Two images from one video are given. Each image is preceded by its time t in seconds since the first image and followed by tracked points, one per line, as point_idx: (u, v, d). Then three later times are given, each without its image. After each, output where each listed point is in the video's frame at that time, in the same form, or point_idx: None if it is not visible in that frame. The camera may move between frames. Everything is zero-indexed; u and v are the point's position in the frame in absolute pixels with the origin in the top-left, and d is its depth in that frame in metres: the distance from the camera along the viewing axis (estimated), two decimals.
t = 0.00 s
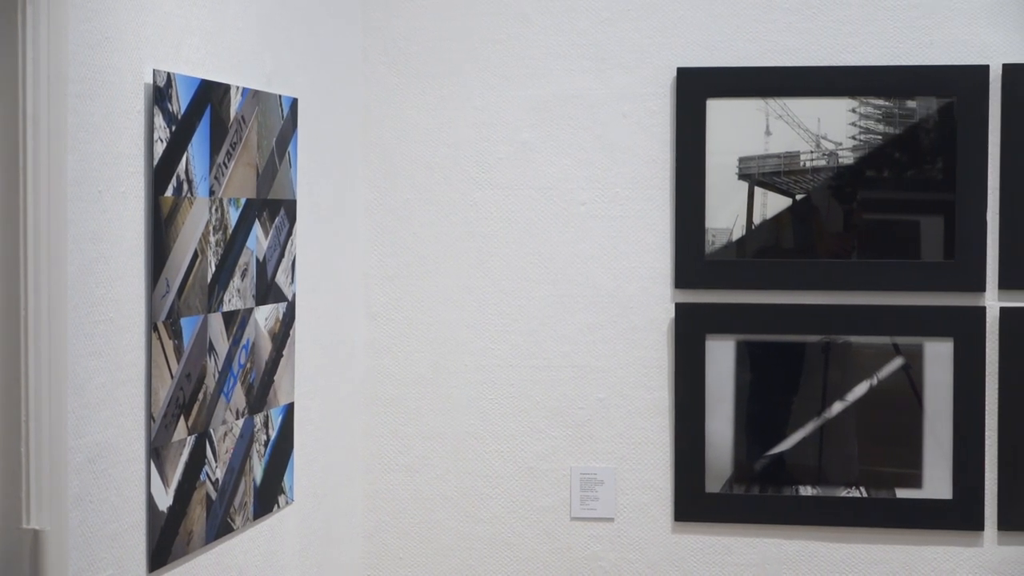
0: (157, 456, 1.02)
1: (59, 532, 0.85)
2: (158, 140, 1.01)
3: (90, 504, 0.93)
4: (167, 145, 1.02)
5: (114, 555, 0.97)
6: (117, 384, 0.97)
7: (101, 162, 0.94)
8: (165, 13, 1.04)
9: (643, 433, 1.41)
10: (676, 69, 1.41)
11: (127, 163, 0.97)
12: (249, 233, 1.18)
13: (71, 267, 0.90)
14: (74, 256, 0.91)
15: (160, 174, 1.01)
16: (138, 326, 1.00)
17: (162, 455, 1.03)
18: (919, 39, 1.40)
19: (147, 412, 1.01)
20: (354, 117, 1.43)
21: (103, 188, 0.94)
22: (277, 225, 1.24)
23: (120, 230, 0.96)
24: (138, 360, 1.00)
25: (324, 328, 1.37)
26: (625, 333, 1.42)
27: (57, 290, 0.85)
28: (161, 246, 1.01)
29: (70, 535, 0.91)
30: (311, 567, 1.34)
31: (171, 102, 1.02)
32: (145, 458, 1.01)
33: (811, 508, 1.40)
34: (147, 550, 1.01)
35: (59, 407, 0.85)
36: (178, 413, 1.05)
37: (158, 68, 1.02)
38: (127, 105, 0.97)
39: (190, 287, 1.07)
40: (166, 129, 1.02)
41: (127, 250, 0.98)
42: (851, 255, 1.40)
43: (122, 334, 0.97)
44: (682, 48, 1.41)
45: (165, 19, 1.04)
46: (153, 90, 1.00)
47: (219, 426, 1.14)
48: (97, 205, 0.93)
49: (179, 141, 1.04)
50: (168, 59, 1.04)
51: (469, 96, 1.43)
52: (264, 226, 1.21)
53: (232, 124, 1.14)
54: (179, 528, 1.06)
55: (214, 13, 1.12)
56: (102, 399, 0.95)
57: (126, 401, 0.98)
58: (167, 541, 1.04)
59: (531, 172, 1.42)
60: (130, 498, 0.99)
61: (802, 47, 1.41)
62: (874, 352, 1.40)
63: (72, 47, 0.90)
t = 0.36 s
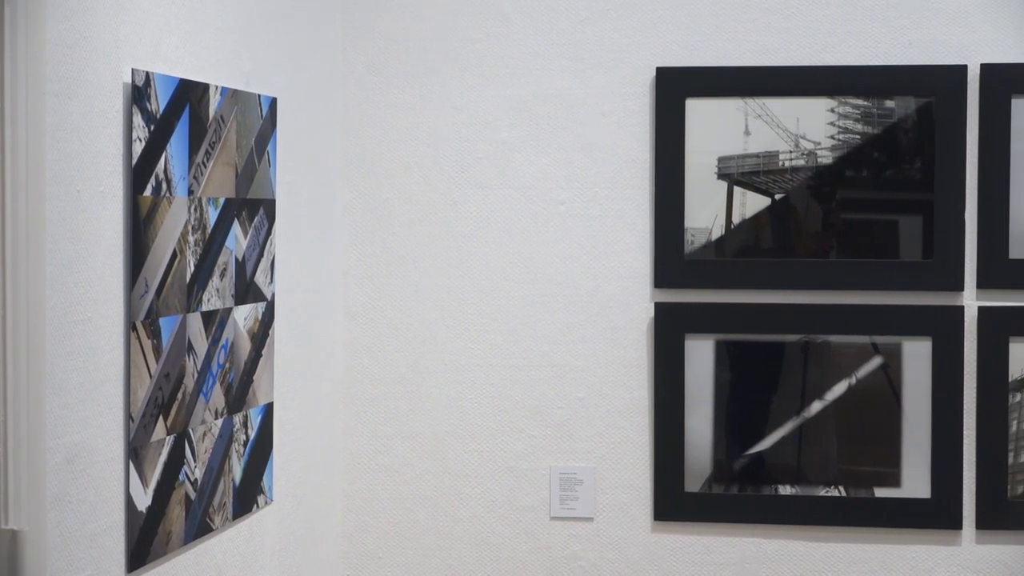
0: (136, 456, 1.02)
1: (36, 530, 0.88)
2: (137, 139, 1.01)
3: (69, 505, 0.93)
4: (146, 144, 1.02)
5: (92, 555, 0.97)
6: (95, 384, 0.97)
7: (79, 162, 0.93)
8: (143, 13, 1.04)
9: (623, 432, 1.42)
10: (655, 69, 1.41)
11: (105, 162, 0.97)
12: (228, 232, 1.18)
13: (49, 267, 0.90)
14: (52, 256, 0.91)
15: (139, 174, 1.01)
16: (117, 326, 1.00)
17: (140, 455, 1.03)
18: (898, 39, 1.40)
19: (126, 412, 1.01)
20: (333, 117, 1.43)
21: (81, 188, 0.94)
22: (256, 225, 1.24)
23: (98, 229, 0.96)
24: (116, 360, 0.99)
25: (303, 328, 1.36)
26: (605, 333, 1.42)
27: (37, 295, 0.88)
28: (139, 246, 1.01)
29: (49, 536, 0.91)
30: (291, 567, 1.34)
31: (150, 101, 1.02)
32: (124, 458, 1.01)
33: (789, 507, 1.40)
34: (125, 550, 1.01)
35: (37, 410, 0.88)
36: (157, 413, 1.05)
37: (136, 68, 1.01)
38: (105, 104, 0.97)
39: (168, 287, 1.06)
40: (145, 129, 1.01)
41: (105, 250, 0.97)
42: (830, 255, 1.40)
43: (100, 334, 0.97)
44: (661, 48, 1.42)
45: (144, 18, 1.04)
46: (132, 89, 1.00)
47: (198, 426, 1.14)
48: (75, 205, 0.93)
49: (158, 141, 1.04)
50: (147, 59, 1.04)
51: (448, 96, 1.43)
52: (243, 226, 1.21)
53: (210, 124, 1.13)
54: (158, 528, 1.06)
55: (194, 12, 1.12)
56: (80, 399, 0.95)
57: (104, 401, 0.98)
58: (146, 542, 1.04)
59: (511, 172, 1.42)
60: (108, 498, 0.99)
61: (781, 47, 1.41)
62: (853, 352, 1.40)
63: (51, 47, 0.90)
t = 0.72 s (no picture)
0: (114, 456, 1.02)
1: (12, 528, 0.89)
2: (115, 138, 1.00)
3: (46, 506, 0.93)
4: (123, 144, 1.02)
5: (70, 555, 0.96)
6: (72, 384, 0.96)
7: (55, 161, 0.93)
8: (121, 12, 1.03)
9: (601, 431, 1.42)
10: (634, 69, 1.41)
11: (82, 162, 0.97)
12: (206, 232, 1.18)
13: (27, 267, 0.90)
14: (29, 256, 0.90)
15: (117, 173, 1.01)
16: (94, 326, 0.99)
17: (118, 455, 1.02)
18: (875, 39, 1.41)
19: (103, 412, 1.01)
20: (312, 116, 1.43)
21: (57, 187, 0.94)
22: (234, 225, 1.24)
23: (74, 229, 0.96)
24: (92, 360, 0.99)
25: (281, 327, 1.36)
26: (583, 332, 1.42)
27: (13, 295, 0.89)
28: (117, 246, 1.01)
29: (26, 536, 0.91)
30: (269, 567, 1.34)
31: (127, 100, 1.02)
32: (101, 459, 1.01)
33: (767, 506, 1.40)
34: (103, 551, 1.01)
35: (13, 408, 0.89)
36: (135, 413, 1.05)
37: (114, 67, 1.01)
38: (82, 104, 0.97)
39: (146, 287, 1.06)
40: (123, 128, 1.01)
41: (82, 250, 0.97)
42: (807, 254, 1.40)
43: (77, 334, 0.97)
44: (640, 48, 1.42)
45: (121, 18, 1.03)
46: (110, 89, 0.99)
47: (176, 426, 1.13)
48: (52, 204, 0.93)
49: (135, 140, 1.04)
50: (125, 58, 1.04)
51: (427, 96, 1.43)
52: (221, 225, 1.21)
53: (188, 123, 1.13)
54: (135, 528, 1.06)
55: (171, 11, 1.12)
56: (57, 399, 0.95)
57: (81, 401, 0.98)
58: (123, 542, 1.03)
59: (489, 171, 1.42)
60: (85, 499, 0.98)
61: (759, 47, 1.41)
62: (831, 351, 1.40)
63: (29, 46, 0.90)
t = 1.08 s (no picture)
0: (88, 457, 1.02)
1: None
2: (89, 138, 1.00)
3: (20, 506, 0.93)
4: (98, 144, 1.01)
5: (44, 556, 0.96)
6: (45, 385, 0.96)
7: (29, 161, 0.93)
8: (95, 11, 1.03)
9: (576, 431, 1.42)
10: (609, 68, 1.41)
11: (56, 161, 0.97)
12: (180, 232, 1.18)
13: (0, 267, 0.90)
14: (3, 256, 0.90)
15: (91, 173, 1.00)
16: (67, 326, 0.99)
17: (92, 455, 1.02)
18: (850, 40, 1.41)
19: (77, 412, 1.00)
20: (287, 116, 1.43)
21: (31, 187, 0.94)
22: (209, 224, 1.23)
23: (48, 229, 0.96)
24: (66, 360, 0.99)
25: (255, 328, 1.36)
26: (559, 332, 1.42)
27: None
28: (90, 245, 1.01)
29: None
30: (244, 567, 1.33)
31: (102, 100, 1.01)
32: (75, 459, 1.00)
33: (741, 505, 1.40)
34: (76, 551, 1.01)
35: None
36: (110, 414, 1.04)
37: (88, 66, 1.01)
38: (56, 103, 0.96)
39: (120, 287, 1.06)
40: (97, 128, 1.01)
41: (55, 249, 0.97)
42: (782, 254, 1.41)
43: (50, 334, 0.96)
44: (615, 48, 1.42)
45: (95, 17, 1.03)
46: (84, 88, 0.99)
47: (151, 426, 1.13)
48: (25, 204, 0.93)
49: (110, 140, 1.03)
50: (99, 58, 1.04)
51: (402, 95, 1.43)
52: (195, 225, 1.21)
53: (162, 122, 1.13)
54: (109, 529, 1.05)
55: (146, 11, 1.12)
56: (31, 400, 0.94)
57: (54, 402, 0.97)
58: (97, 543, 1.03)
59: (464, 171, 1.42)
60: (59, 499, 0.98)
61: (734, 47, 1.42)
62: (805, 350, 1.41)
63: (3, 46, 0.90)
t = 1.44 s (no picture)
0: (58, 457, 1.01)
1: None
2: (59, 138, 1.00)
3: None
4: (68, 143, 1.01)
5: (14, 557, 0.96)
6: (14, 385, 0.96)
7: None
8: (63, 11, 1.03)
9: (548, 431, 1.42)
10: (580, 68, 1.41)
11: (25, 161, 0.96)
12: (151, 231, 1.17)
13: None
14: None
15: (61, 173, 1.00)
16: (37, 326, 0.99)
17: (63, 456, 1.02)
18: (821, 39, 1.41)
19: (47, 413, 1.00)
20: (257, 115, 1.42)
21: None
22: (179, 224, 1.23)
23: (17, 229, 0.95)
24: (35, 360, 0.98)
25: (226, 327, 1.36)
26: (530, 331, 1.42)
27: None
28: (61, 245, 1.00)
29: None
30: (214, 568, 1.33)
31: (72, 99, 1.01)
32: (45, 460, 1.00)
33: (712, 505, 1.41)
34: (47, 552, 1.00)
35: None
36: (80, 414, 1.04)
37: (57, 65, 1.01)
38: (25, 103, 0.96)
39: (91, 286, 1.06)
40: (67, 127, 1.01)
41: (25, 249, 0.97)
42: (752, 253, 1.41)
43: (20, 334, 0.96)
44: (586, 47, 1.42)
45: (64, 16, 1.03)
46: (53, 87, 0.99)
47: (121, 426, 1.13)
48: None
49: (80, 139, 1.03)
50: (68, 57, 1.03)
51: (373, 95, 1.43)
52: (166, 225, 1.20)
53: (133, 122, 1.13)
54: (80, 529, 1.05)
55: (116, 10, 1.11)
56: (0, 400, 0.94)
57: (24, 402, 0.97)
58: (67, 543, 1.03)
59: (435, 170, 1.42)
60: (28, 500, 0.98)
61: (705, 46, 1.42)
62: (776, 350, 1.41)
63: None
